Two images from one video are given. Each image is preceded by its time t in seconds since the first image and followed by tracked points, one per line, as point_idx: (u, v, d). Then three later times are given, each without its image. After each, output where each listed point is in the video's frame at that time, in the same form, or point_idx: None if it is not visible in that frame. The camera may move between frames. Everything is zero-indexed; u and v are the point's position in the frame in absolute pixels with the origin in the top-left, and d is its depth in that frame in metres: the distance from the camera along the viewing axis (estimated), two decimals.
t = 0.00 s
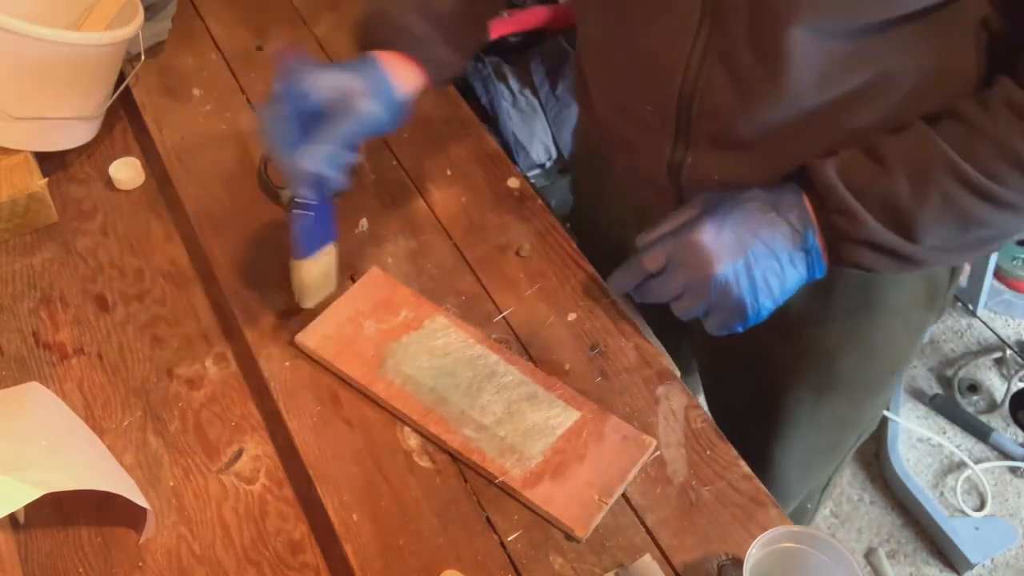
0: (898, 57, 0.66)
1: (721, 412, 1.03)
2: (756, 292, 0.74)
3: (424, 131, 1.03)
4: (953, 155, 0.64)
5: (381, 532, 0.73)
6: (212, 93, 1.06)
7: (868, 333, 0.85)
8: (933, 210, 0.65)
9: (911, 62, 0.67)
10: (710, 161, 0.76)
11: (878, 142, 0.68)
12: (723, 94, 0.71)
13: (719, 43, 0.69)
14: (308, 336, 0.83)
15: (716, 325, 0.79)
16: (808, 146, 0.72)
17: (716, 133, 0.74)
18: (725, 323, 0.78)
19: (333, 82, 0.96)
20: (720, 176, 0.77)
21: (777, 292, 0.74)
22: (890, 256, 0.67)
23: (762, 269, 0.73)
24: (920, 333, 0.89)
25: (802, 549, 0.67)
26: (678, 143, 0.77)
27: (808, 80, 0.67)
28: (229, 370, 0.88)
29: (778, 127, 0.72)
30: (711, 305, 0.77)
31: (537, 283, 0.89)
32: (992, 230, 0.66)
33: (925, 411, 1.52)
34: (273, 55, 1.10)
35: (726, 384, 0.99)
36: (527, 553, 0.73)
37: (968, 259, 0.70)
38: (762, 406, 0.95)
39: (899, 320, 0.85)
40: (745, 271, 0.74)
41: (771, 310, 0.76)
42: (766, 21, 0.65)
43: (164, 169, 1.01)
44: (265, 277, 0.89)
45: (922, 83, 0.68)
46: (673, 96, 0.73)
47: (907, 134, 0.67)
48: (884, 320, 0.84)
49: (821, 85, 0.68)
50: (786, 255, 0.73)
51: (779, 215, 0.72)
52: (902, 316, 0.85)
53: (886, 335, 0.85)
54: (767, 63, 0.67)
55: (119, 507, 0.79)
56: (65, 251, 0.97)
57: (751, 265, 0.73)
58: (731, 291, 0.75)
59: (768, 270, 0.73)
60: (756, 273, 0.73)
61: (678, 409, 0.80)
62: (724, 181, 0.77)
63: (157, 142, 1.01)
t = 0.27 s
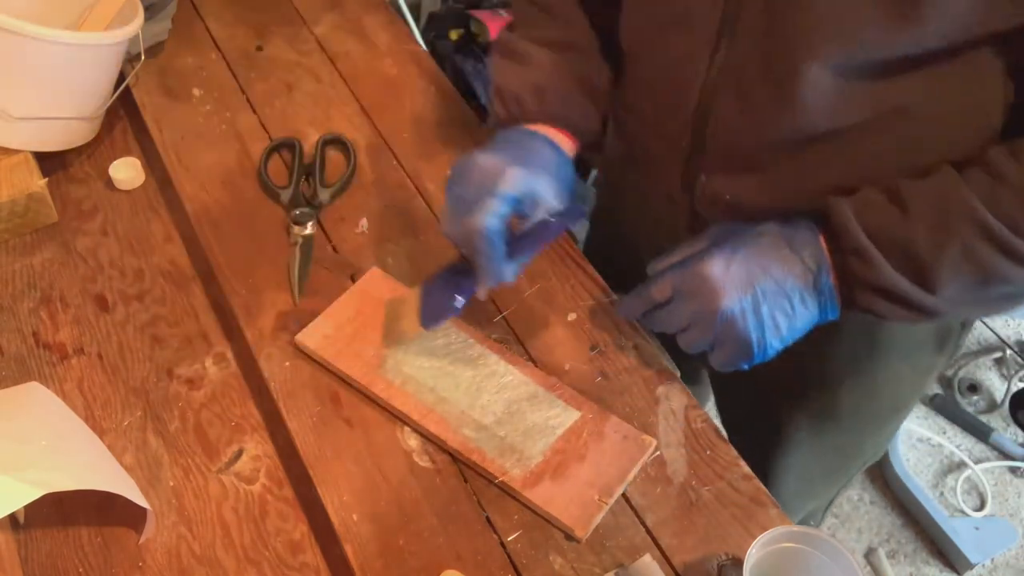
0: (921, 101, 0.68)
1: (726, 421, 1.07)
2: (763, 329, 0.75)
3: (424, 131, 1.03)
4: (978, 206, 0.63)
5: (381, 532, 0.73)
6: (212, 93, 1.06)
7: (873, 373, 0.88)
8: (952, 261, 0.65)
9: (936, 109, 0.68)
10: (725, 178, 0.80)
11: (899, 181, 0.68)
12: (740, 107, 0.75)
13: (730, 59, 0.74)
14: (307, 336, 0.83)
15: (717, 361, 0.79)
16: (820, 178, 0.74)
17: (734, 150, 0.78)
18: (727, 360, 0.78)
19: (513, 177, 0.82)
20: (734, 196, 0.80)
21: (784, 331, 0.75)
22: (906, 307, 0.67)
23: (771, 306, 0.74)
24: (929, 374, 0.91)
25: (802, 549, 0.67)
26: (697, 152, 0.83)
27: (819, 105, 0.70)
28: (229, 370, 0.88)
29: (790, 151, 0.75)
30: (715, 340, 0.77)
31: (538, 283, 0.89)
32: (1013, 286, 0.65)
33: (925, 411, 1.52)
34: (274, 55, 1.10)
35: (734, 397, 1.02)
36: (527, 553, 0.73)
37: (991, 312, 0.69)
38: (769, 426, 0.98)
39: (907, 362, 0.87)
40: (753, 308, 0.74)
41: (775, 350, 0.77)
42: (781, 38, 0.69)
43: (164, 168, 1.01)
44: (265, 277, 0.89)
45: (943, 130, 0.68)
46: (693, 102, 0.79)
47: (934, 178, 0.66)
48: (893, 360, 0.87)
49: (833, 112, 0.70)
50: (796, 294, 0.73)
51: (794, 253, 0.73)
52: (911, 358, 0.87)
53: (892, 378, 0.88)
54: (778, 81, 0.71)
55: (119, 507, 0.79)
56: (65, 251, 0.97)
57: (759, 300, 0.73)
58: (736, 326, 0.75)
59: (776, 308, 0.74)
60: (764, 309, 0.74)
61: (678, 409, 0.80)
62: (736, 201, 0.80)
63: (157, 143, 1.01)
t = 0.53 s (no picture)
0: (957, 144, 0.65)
1: (746, 431, 1.09)
2: (782, 360, 0.77)
3: (425, 131, 1.03)
4: (1009, 256, 0.62)
5: (381, 532, 0.73)
6: (212, 93, 1.06)
7: (892, 400, 0.87)
8: (977, 309, 0.64)
9: (974, 155, 0.65)
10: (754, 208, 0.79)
11: (930, 220, 0.67)
12: (770, 134, 0.74)
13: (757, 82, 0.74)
14: (308, 335, 0.83)
15: (738, 387, 0.82)
16: (845, 216, 0.73)
17: (765, 181, 0.77)
18: (747, 386, 0.80)
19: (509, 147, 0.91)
20: (758, 226, 0.79)
21: (803, 364, 0.77)
22: (929, 351, 0.67)
23: (791, 339, 0.76)
24: (952, 408, 0.90)
25: (802, 549, 0.67)
26: (723, 177, 0.83)
27: (848, 138, 0.69)
28: (230, 371, 0.88)
29: (814, 185, 0.74)
30: (736, 367, 0.80)
31: (538, 283, 0.89)
32: None
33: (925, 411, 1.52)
34: (274, 55, 1.10)
35: (755, 412, 1.04)
36: (527, 553, 0.73)
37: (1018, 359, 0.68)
38: (786, 443, 1.00)
39: (929, 394, 0.87)
40: (774, 340, 0.76)
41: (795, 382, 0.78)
42: (812, 65, 0.68)
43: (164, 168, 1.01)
44: (265, 277, 0.89)
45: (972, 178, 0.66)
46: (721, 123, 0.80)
47: (967, 220, 0.65)
48: (913, 392, 0.86)
49: (864, 147, 0.69)
50: (818, 330, 0.75)
51: (818, 287, 0.74)
52: (931, 397, 0.87)
53: (911, 408, 0.88)
54: (809, 109, 0.70)
55: (119, 507, 0.79)
56: (65, 252, 0.97)
57: (777, 331, 0.76)
58: (755, 356, 0.77)
59: (797, 341, 0.76)
60: (783, 342, 0.76)
61: (678, 409, 0.80)
62: (760, 230, 0.79)
63: (157, 143, 1.01)
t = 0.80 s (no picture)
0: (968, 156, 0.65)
1: (748, 435, 1.10)
2: (795, 380, 0.77)
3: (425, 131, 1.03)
4: None
5: (381, 532, 0.73)
6: (212, 93, 1.06)
7: (898, 412, 0.87)
8: (993, 330, 0.64)
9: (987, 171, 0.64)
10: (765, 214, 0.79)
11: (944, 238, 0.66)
12: (784, 141, 0.74)
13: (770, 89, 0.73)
14: (309, 332, 0.83)
15: (749, 404, 0.82)
16: (857, 227, 0.72)
17: (777, 187, 0.76)
18: (759, 404, 0.81)
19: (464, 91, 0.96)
20: (771, 232, 0.79)
21: (815, 383, 0.77)
22: (945, 375, 0.66)
23: (804, 359, 0.76)
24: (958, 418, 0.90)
25: (802, 549, 0.67)
26: (733, 183, 0.82)
27: (863, 147, 0.68)
28: (230, 370, 0.88)
29: (828, 194, 0.73)
30: (748, 386, 0.79)
31: (538, 282, 0.89)
32: None
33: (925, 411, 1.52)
34: (274, 55, 1.10)
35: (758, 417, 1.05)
36: (527, 553, 0.73)
37: None
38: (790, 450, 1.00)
39: (936, 405, 0.86)
40: (787, 360, 0.76)
41: (808, 399, 0.79)
42: (826, 71, 0.68)
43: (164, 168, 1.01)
44: (265, 277, 0.89)
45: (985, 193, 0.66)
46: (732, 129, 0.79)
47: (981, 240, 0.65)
48: (919, 403, 0.86)
49: (878, 156, 0.68)
50: (831, 349, 0.75)
51: (830, 305, 0.74)
52: (937, 407, 0.87)
53: (917, 419, 0.88)
54: (823, 116, 0.69)
55: (119, 507, 0.79)
56: (65, 252, 0.97)
57: (790, 350, 0.76)
58: (768, 376, 0.77)
59: (809, 360, 0.76)
60: (796, 362, 0.76)
61: (679, 409, 0.80)
62: (771, 237, 0.79)
63: (157, 143, 1.01)
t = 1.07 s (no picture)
0: (964, 145, 0.65)
1: (747, 431, 1.10)
2: (787, 372, 0.77)
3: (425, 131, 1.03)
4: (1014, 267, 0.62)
5: (381, 532, 0.73)
6: (212, 93, 1.06)
7: (895, 406, 0.87)
8: (982, 319, 0.64)
9: (980, 163, 0.64)
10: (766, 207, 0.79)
11: (936, 229, 0.66)
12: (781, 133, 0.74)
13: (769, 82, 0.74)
14: (313, 325, 0.84)
15: (742, 397, 0.82)
16: (852, 220, 0.72)
17: (776, 182, 0.76)
18: (751, 396, 0.80)
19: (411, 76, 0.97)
20: (767, 227, 0.79)
21: (807, 374, 0.77)
22: (935, 363, 0.67)
23: (795, 350, 0.76)
24: (956, 411, 0.89)
25: (802, 549, 0.67)
26: (732, 179, 0.82)
27: (857, 139, 0.68)
28: (230, 370, 0.88)
29: (823, 188, 0.74)
30: (740, 378, 0.80)
31: (538, 282, 0.89)
32: None
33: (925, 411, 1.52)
34: (274, 55, 1.10)
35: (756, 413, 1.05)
36: (526, 553, 0.73)
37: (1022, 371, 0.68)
38: (788, 445, 1.00)
39: (932, 398, 0.86)
40: (778, 353, 0.76)
41: (799, 390, 0.79)
42: (824, 65, 0.68)
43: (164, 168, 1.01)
44: (265, 277, 0.89)
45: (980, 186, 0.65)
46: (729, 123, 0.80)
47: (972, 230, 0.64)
48: (916, 396, 0.86)
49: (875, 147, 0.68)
50: (822, 340, 0.75)
51: (820, 296, 0.74)
52: (936, 400, 0.86)
53: (913, 412, 0.88)
54: (820, 108, 0.70)
55: (119, 507, 0.79)
56: (65, 252, 0.97)
57: (781, 343, 0.76)
58: (760, 368, 0.77)
59: (800, 352, 0.76)
60: (788, 354, 0.76)
61: (679, 409, 0.80)
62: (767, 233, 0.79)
63: (157, 143, 1.01)
